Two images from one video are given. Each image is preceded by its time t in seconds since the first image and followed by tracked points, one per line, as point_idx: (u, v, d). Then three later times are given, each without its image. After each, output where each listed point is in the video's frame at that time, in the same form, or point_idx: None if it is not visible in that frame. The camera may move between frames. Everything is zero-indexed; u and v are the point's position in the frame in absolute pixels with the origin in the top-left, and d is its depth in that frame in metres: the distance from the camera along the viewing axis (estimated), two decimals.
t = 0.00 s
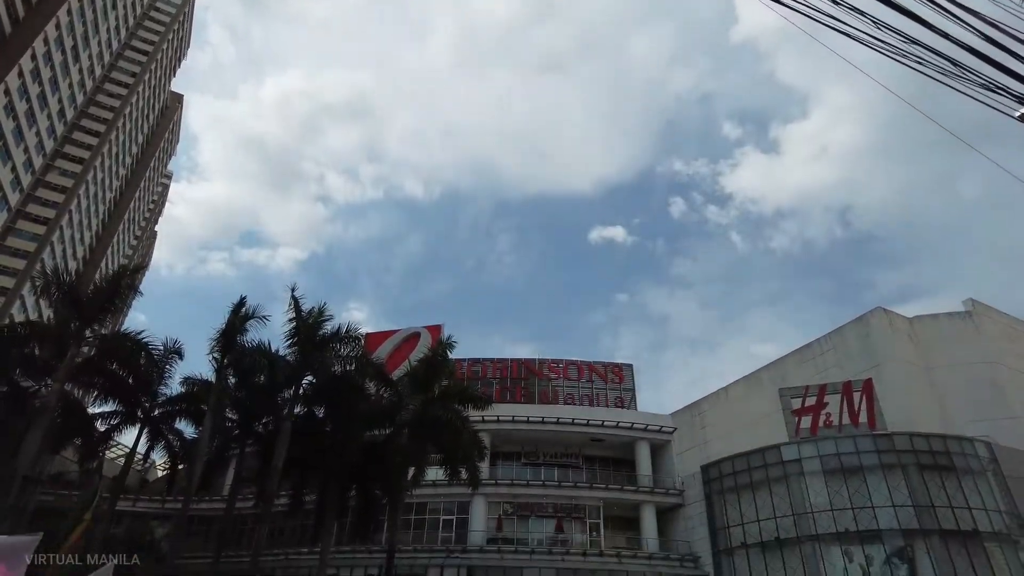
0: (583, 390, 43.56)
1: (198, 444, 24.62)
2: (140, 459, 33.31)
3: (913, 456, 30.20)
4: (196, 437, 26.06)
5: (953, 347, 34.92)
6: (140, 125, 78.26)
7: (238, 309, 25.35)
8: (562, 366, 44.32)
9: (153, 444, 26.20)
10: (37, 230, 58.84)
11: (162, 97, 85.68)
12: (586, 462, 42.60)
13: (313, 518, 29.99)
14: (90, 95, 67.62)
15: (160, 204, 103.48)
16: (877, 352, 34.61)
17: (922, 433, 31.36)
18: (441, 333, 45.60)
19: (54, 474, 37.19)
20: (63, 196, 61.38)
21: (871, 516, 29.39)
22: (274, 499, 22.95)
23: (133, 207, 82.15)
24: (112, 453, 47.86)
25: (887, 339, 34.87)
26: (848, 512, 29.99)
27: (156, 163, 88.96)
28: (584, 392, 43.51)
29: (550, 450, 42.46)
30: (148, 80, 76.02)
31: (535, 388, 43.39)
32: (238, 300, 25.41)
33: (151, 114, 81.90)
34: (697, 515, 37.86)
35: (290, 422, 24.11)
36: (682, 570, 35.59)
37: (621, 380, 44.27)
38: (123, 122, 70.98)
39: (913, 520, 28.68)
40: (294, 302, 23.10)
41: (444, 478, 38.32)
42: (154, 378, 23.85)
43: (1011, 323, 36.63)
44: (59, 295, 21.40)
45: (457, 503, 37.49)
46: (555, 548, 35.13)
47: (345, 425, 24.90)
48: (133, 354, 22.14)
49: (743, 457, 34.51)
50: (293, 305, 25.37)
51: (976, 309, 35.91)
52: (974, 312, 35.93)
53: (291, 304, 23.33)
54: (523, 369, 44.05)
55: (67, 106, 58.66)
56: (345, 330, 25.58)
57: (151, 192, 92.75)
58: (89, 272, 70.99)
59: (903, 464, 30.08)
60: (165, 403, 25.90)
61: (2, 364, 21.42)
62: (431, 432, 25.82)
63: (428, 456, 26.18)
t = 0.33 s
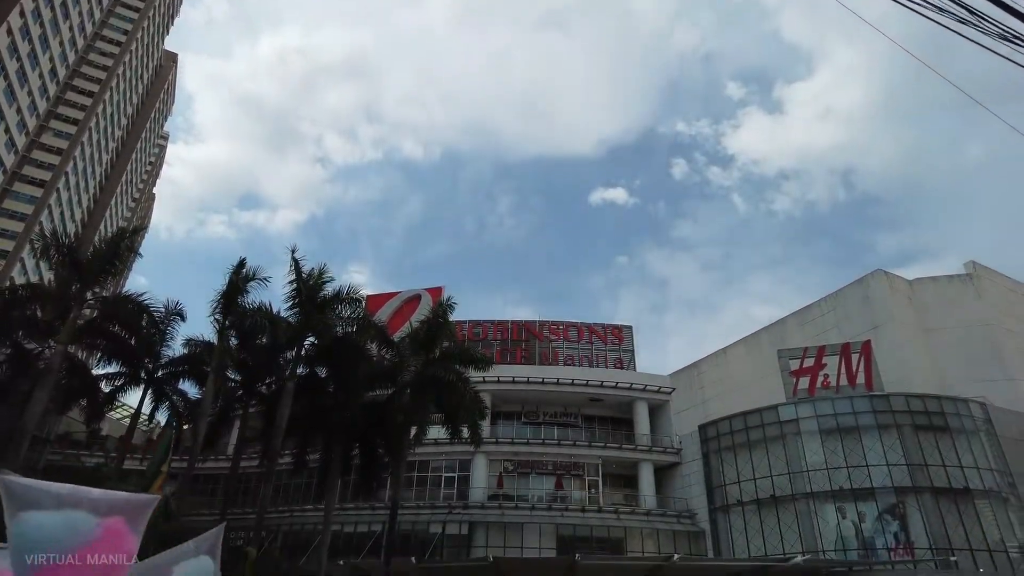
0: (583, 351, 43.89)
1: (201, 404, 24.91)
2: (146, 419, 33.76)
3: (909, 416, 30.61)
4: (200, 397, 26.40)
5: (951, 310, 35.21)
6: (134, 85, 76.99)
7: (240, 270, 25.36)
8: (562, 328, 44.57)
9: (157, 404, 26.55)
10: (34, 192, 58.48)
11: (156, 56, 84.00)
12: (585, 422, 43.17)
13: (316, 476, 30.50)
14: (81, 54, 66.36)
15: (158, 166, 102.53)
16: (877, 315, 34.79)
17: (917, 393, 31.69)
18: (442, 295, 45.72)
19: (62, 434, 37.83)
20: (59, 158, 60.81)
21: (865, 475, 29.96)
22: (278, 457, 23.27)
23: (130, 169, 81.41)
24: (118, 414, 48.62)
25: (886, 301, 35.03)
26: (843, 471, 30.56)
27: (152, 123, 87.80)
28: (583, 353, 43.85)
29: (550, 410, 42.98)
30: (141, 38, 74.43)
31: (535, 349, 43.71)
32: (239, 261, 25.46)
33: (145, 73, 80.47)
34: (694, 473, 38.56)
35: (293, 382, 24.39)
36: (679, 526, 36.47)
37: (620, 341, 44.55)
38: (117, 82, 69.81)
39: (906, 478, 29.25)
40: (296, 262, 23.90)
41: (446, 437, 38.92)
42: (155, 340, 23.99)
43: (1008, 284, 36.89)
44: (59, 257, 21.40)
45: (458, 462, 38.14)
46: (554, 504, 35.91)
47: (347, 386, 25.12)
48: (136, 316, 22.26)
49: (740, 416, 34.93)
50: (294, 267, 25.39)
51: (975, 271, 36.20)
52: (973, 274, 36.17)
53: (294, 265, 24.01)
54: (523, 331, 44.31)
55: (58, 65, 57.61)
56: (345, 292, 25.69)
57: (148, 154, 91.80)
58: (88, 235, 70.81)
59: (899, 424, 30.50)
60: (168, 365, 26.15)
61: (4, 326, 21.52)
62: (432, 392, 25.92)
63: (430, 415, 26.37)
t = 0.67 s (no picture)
0: (583, 317, 43.93)
1: (203, 369, 25.01)
2: (148, 384, 33.93)
3: (906, 381, 30.81)
4: (202, 362, 26.53)
5: (952, 277, 35.21)
6: (127, 47, 75.48)
7: (239, 235, 25.21)
8: (562, 294, 44.54)
9: (160, 369, 26.65)
10: (30, 157, 57.80)
11: (149, 16, 82.12)
12: (585, 386, 43.44)
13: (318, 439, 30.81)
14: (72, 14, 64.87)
15: (154, 131, 101.21)
16: (877, 281, 34.73)
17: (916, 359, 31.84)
18: (441, 260, 45.56)
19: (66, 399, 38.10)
20: (52, 122, 59.98)
21: (861, 439, 30.28)
22: (280, 420, 23.45)
23: (126, 134, 80.38)
24: (121, 380, 48.95)
25: (887, 267, 34.94)
26: (839, 435, 30.86)
27: (147, 87, 86.36)
28: (583, 319, 43.90)
29: (550, 375, 43.20)
30: None
31: (535, 315, 43.73)
32: (237, 226, 25.26)
33: (137, 35, 78.82)
34: (692, 436, 38.98)
35: (293, 346, 24.44)
36: (676, 488, 37.01)
37: (620, 307, 44.56)
38: (109, 44, 68.41)
39: (902, 442, 29.59)
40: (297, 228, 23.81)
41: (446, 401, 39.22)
42: (155, 306, 23.89)
43: (1010, 251, 36.81)
44: (57, 223, 21.20)
45: (459, 425, 38.53)
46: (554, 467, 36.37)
47: (347, 350, 25.21)
48: (136, 282, 22.28)
49: (738, 381, 35.08)
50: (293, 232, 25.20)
51: (978, 237, 36.07)
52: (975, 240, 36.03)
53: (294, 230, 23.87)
54: (523, 296, 44.27)
55: (48, 26, 56.35)
56: (345, 257, 25.55)
57: (144, 118, 90.51)
58: (86, 201, 70.27)
59: (896, 389, 30.73)
60: (169, 330, 26.16)
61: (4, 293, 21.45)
62: (433, 356, 25.89)
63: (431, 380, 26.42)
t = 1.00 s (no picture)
0: (582, 296, 43.84)
1: (204, 347, 24.90)
2: (148, 362, 33.83)
3: (905, 360, 30.79)
4: (202, 339, 26.42)
5: (952, 256, 35.11)
6: (121, 21, 74.22)
7: (237, 212, 25.03)
8: (562, 273, 44.37)
9: (160, 347, 26.50)
10: (24, 134, 57.02)
11: None
12: (584, 364, 43.46)
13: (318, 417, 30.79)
14: None
15: (149, 108, 100.00)
16: (877, 259, 34.59)
17: (915, 338, 31.79)
18: (441, 238, 45.29)
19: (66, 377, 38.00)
20: (47, 98, 59.16)
21: (859, 417, 30.34)
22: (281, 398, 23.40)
23: (122, 111, 79.36)
24: (121, 357, 48.88)
25: (887, 246, 34.79)
26: (838, 413, 30.91)
27: (142, 62, 85.09)
28: (583, 298, 43.82)
29: (550, 353, 43.18)
30: None
31: (534, 294, 43.58)
32: (235, 204, 25.01)
33: (131, 8, 77.46)
34: (691, 414, 39.06)
35: (293, 325, 24.34)
36: (675, 465, 37.18)
37: (620, 286, 44.42)
38: (103, 17, 67.24)
39: (899, 421, 29.67)
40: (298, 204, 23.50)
41: (446, 378, 39.28)
42: (155, 284, 23.74)
43: (1012, 230, 36.68)
44: (53, 201, 20.96)
45: (459, 403, 38.63)
46: (554, 444, 36.52)
47: (347, 329, 25.13)
48: (135, 260, 22.14)
49: (738, 359, 35.01)
50: (292, 209, 24.96)
51: (980, 215, 35.97)
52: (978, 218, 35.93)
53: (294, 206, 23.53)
54: (523, 275, 44.09)
55: None
56: (344, 236, 25.29)
57: (139, 94, 89.33)
58: (83, 179, 69.59)
59: (895, 367, 30.73)
60: (169, 308, 25.99)
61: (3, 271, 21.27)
62: (433, 335, 25.70)
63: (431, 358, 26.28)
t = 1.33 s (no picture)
0: (580, 275, 43.89)
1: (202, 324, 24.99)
2: (147, 340, 33.92)
3: (901, 338, 31.02)
4: (200, 317, 26.50)
5: (951, 235, 35.17)
6: None
7: (235, 189, 25.01)
8: (561, 251, 44.40)
9: (158, 324, 26.54)
10: (17, 110, 56.33)
11: None
12: (582, 342, 43.68)
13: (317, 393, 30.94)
14: None
15: (143, 83, 98.87)
16: (875, 239, 34.66)
17: (912, 317, 32.00)
18: (439, 217, 45.17)
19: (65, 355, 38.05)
20: (39, 73, 58.40)
21: (855, 395, 30.63)
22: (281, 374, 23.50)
23: (115, 87, 78.45)
24: (119, 335, 48.94)
25: (887, 225, 34.79)
26: (833, 391, 31.18)
27: (134, 37, 83.93)
28: (581, 276, 43.87)
29: (548, 331, 43.33)
30: None
31: (533, 273, 43.61)
32: (232, 180, 24.94)
33: None
34: (687, 391, 39.41)
35: (292, 302, 24.42)
36: (671, 442, 37.62)
37: (618, 264, 44.45)
38: None
39: (893, 399, 29.97)
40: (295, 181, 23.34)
41: (445, 356, 39.47)
42: (153, 261, 23.75)
43: (1011, 209, 36.73)
44: (48, 177, 20.82)
45: (458, 380, 38.92)
46: (551, 421, 36.83)
47: (347, 307, 25.25)
48: (131, 237, 22.11)
49: (735, 337, 35.19)
50: (289, 186, 24.89)
51: (980, 194, 36.00)
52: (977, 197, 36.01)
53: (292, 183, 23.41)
54: (521, 253, 44.10)
55: None
56: (342, 213, 25.23)
57: (133, 70, 88.28)
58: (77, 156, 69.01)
59: (890, 346, 30.96)
60: (167, 285, 25.98)
61: None
62: (432, 313, 25.69)
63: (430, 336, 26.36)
